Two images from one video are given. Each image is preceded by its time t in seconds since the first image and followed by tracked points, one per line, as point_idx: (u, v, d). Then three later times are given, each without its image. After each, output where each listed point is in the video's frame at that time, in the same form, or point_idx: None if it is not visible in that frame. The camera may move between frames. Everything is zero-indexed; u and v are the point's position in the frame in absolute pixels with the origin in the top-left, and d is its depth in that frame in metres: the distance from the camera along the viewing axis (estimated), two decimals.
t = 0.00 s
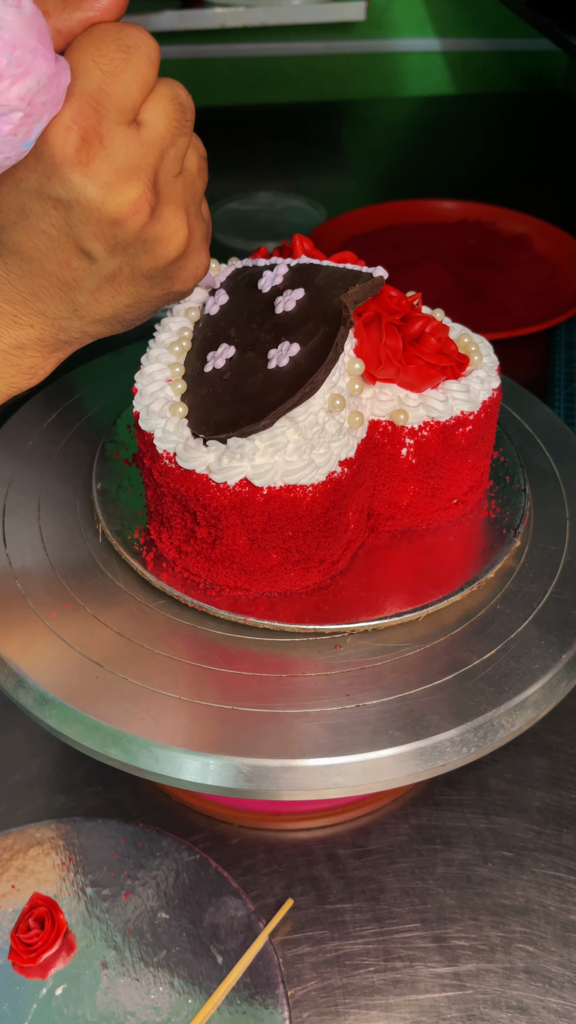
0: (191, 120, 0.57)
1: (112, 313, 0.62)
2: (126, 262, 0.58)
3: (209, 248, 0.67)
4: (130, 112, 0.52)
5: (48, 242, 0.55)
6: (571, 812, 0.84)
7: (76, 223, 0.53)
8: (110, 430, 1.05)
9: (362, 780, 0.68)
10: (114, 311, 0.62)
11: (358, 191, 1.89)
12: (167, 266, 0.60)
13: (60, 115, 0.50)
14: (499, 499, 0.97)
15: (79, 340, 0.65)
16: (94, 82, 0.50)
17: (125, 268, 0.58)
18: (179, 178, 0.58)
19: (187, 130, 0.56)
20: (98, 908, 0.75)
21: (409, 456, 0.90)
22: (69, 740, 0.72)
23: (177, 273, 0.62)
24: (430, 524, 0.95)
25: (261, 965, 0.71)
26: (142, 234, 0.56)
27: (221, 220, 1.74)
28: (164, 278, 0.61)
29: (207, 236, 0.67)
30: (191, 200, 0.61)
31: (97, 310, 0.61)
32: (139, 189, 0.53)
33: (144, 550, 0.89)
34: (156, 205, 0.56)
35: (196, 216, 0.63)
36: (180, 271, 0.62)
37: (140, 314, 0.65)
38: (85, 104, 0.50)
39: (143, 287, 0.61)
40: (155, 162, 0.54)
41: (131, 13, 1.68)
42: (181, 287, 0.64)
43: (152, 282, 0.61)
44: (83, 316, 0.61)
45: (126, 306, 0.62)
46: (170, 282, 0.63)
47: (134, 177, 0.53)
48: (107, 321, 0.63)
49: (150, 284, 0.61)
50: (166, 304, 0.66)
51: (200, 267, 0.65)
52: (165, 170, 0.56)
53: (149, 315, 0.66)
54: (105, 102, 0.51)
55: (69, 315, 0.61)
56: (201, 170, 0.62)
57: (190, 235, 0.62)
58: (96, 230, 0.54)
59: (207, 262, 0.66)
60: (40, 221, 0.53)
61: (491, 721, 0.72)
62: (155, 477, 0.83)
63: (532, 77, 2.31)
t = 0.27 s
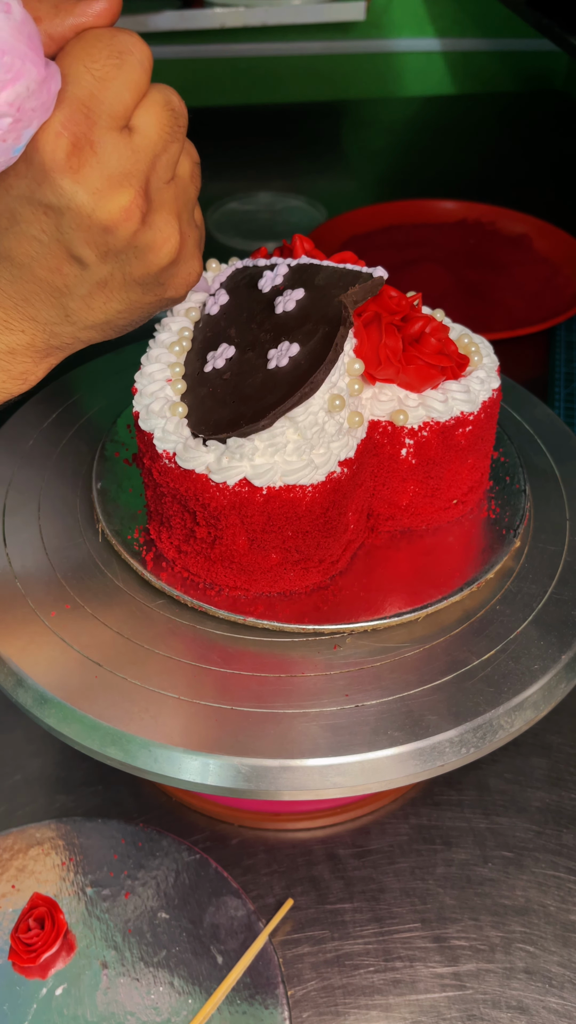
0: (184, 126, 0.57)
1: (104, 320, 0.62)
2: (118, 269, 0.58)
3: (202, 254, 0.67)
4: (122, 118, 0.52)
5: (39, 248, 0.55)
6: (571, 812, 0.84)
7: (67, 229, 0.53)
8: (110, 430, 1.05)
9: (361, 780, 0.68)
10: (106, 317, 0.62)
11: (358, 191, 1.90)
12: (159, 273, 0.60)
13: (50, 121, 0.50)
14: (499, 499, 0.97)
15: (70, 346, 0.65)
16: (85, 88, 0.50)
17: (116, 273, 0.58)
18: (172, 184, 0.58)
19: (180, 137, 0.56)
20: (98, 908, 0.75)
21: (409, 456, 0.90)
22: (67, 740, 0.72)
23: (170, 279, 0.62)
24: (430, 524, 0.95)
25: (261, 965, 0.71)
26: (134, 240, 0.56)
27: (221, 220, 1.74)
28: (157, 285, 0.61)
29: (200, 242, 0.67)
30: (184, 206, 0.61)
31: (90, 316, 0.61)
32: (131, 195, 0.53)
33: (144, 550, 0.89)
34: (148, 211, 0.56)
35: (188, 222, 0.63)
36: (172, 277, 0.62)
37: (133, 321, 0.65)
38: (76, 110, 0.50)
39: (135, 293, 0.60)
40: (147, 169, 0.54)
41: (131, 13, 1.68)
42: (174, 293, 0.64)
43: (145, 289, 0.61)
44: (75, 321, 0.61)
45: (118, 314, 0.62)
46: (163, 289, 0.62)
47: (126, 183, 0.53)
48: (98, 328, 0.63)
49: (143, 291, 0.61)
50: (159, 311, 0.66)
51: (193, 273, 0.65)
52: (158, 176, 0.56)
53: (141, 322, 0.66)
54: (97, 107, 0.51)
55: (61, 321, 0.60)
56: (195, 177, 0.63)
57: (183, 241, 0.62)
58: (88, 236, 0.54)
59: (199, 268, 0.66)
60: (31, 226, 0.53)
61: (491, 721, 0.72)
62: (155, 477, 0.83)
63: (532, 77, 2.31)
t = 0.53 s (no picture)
0: (176, 126, 0.57)
1: (95, 320, 0.61)
2: (109, 267, 0.58)
3: (194, 254, 0.68)
4: (113, 116, 0.52)
5: (29, 245, 0.55)
6: (571, 812, 0.84)
7: (57, 225, 0.53)
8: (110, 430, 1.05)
9: (362, 780, 0.68)
10: (97, 318, 0.61)
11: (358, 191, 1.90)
12: (150, 272, 0.60)
13: (41, 115, 0.50)
14: (499, 499, 0.97)
15: (63, 346, 0.64)
16: (76, 84, 0.50)
17: (106, 271, 0.58)
18: (163, 184, 0.59)
19: (171, 137, 0.56)
20: (98, 908, 0.75)
21: (409, 456, 0.90)
22: (67, 740, 0.72)
23: (161, 279, 0.62)
24: (429, 524, 0.95)
25: (261, 965, 0.71)
26: (124, 237, 0.56)
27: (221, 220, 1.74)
28: (148, 284, 0.61)
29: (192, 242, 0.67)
30: (175, 206, 0.61)
31: (80, 316, 0.61)
32: (121, 192, 0.53)
33: (144, 550, 0.89)
34: (138, 209, 0.56)
35: (179, 222, 0.63)
36: (163, 277, 0.62)
37: (123, 322, 0.65)
38: (67, 105, 0.50)
39: (125, 293, 0.60)
40: (137, 166, 0.54)
41: (131, 14, 1.68)
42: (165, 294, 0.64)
43: (136, 289, 0.61)
44: (66, 321, 0.61)
45: (108, 314, 0.62)
46: (154, 289, 0.62)
47: (117, 180, 0.53)
48: (89, 329, 0.63)
49: (133, 290, 0.61)
50: (150, 313, 0.66)
51: (184, 273, 0.65)
52: (149, 174, 0.56)
53: (133, 323, 0.66)
54: (88, 103, 0.50)
55: (51, 320, 0.60)
56: (187, 179, 0.63)
57: (174, 240, 0.62)
58: (78, 233, 0.54)
59: (190, 268, 0.66)
60: (21, 223, 0.53)
61: (490, 721, 0.72)
62: (155, 477, 0.83)
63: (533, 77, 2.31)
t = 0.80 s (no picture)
0: (171, 127, 0.57)
1: (88, 321, 0.60)
2: (101, 267, 0.56)
3: (188, 257, 0.66)
4: (106, 114, 0.52)
5: (21, 243, 0.54)
6: (571, 813, 0.84)
7: (48, 223, 0.52)
8: (110, 430, 1.05)
9: (362, 780, 0.68)
10: (90, 319, 0.60)
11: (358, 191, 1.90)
12: (143, 273, 0.59)
13: (32, 112, 0.49)
14: (499, 499, 0.97)
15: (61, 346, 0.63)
16: (69, 81, 0.50)
17: (99, 270, 0.57)
18: (157, 184, 0.58)
19: (165, 138, 0.56)
20: (98, 908, 0.75)
21: (408, 456, 0.90)
22: (67, 740, 0.72)
23: (154, 280, 0.61)
24: (429, 524, 0.95)
25: (261, 965, 0.71)
26: (116, 236, 0.54)
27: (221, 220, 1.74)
28: (141, 285, 0.60)
29: (186, 245, 0.66)
30: (169, 208, 0.61)
31: (73, 317, 0.59)
32: (114, 190, 0.52)
33: (144, 550, 0.89)
34: (131, 208, 0.55)
35: (173, 224, 0.62)
36: (157, 278, 0.61)
37: (117, 325, 0.63)
38: (60, 102, 0.50)
39: (118, 294, 0.59)
40: (130, 164, 0.54)
41: (131, 14, 1.68)
42: (159, 295, 0.63)
43: (129, 289, 0.59)
44: (59, 322, 0.59)
45: (102, 316, 0.60)
46: (148, 290, 0.61)
47: (109, 178, 0.52)
48: (85, 330, 0.61)
49: (127, 291, 0.59)
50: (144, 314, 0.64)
51: (178, 275, 0.64)
52: (142, 173, 0.55)
53: (128, 326, 0.65)
54: (81, 101, 0.50)
55: (44, 320, 0.59)
56: (181, 180, 0.62)
57: (167, 241, 0.61)
58: (69, 231, 0.53)
59: (185, 271, 0.65)
60: (12, 220, 0.53)
61: (490, 721, 0.72)
62: (155, 477, 0.83)
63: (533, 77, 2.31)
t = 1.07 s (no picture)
0: (169, 126, 0.57)
1: (83, 320, 0.60)
2: (96, 265, 0.56)
3: (186, 258, 0.66)
4: (103, 110, 0.51)
5: (15, 241, 0.53)
6: (571, 813, 0.84)
7: (43, 220, 0.52)
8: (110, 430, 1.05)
9: (362, 780, 0.68)
10: (85, 318, 0.60)
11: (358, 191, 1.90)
12: (139, 272, 0.58)
13: (27, 106, 0.49)
14: (499, 499, 0.97)
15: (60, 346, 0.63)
16: (65, 76, 0.49)
17: (94, 270, 0.56)
18: (154, 182, 0.57)
19: (162, 135, 0.56)
20: (98, 908, 0.75)
21: (409, 456, 0.90)
22: (67, 739, 0.72)
23: (151, 279, 0.60)
24: (429, 524, 0.95)
25: (261, 965, 0.71)
26: (111, 234, 0.54)
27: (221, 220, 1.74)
28: (137, 284, 0.59)
29: (184, 245, 0.66)
30: (166, 206, 0.60)
31: (68, 316, 0.59)
32: (109, 187, 0.52)
33: (144, 550, 0.89)
34: (126, 205, 0.54)
35: (171, 224, 0.62)
36: (154, 278, 0.60)
37: (114, 325, 0.63)
38: (55, 96, 0.49)
39: (114, 293, 0.59)
40: (127, 162, 0.53)
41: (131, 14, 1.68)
42: (156, 296, 0.62)
43: (125, 289, 0.59)
44: (53, 321, 0.59)
45: (97, 315, 0.60)
46: (144, 290, 0.61)
47: (105, 175, 0.52)
48: (81, 330, 0.61)
49: (122, 290, 0.59)
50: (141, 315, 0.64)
51: (176, 275, 0.63)
52: (139, 171, 0.55)
53: (125, 326, 0.65)
54: (77, 96, 0.50)
55: (38, 319, 0.59)
56: (179, 179, 0.62)
57: (164, 240, 0.60)
58: (64, 228, 0.52)
59: (182, 271, 0.64)
60: (7, 217, 0.52)
61: (490, 721, 0.72)
62: (155, 477, 0.83)
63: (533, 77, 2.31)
